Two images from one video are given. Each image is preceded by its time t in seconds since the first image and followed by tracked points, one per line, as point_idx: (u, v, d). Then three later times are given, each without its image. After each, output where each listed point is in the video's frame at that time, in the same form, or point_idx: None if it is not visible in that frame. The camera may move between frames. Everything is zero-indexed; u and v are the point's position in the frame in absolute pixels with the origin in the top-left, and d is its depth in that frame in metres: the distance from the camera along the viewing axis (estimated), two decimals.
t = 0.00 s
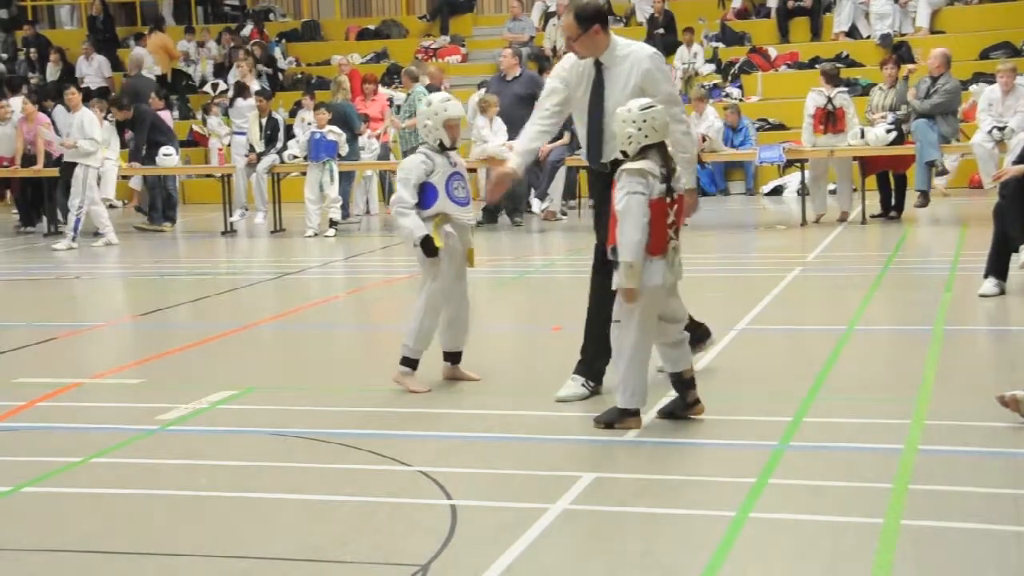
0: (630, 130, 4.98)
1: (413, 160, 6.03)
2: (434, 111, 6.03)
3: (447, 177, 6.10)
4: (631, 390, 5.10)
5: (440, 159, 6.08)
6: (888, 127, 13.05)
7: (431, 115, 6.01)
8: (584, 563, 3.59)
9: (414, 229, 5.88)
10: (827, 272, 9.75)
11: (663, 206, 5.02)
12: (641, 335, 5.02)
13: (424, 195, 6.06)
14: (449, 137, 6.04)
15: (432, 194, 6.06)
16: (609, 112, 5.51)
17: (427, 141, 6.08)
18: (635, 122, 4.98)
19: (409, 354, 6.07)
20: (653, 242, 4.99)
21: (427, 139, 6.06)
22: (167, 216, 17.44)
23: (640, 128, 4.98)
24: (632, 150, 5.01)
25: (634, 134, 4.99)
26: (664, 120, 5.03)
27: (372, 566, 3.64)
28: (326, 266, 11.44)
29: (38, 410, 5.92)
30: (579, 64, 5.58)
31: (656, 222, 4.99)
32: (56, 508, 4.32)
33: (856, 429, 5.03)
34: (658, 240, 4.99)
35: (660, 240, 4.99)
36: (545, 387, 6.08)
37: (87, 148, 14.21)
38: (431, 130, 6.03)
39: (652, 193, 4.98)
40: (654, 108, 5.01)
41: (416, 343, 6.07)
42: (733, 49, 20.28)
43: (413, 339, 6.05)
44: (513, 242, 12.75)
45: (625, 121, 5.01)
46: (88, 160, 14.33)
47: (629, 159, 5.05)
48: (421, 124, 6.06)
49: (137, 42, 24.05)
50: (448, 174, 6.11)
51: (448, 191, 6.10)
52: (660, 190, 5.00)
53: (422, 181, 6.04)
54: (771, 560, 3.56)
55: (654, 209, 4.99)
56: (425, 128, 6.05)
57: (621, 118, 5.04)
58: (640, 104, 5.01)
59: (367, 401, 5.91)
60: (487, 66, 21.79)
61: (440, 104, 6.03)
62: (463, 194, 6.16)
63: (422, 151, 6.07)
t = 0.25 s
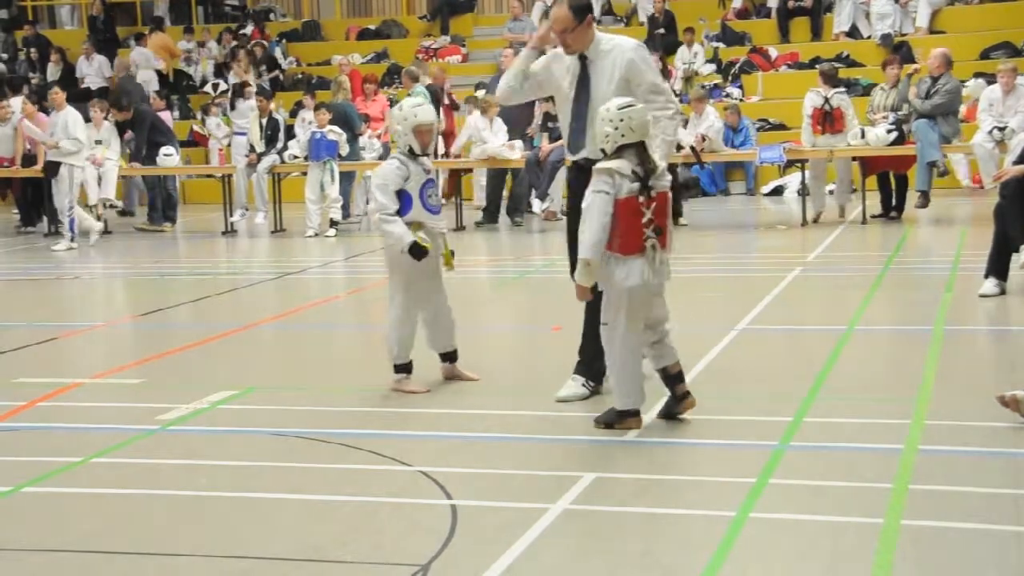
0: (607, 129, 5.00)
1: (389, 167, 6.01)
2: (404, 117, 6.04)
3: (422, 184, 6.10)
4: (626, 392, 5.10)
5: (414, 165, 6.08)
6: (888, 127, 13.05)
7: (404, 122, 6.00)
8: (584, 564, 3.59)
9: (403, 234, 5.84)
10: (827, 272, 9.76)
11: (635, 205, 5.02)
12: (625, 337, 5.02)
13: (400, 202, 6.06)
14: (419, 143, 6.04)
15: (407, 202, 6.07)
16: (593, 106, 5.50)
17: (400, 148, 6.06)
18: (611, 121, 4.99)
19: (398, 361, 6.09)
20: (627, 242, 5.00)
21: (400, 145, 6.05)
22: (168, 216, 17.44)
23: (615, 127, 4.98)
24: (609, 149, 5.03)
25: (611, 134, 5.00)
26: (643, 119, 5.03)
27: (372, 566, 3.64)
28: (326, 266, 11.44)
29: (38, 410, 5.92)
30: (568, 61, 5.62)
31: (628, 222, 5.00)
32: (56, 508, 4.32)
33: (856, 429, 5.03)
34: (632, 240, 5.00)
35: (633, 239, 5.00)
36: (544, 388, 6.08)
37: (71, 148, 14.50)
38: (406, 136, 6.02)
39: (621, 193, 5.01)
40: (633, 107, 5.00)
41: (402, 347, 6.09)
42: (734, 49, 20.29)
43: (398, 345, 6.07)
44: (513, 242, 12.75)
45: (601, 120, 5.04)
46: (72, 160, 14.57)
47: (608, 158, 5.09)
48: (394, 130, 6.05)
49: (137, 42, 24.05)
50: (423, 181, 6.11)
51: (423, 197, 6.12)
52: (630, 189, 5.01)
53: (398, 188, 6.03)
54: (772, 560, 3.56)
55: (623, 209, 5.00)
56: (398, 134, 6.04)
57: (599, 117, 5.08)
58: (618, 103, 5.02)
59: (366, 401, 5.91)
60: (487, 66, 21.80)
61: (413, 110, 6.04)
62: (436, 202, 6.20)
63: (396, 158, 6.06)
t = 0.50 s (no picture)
0: (593, 130, 5.06)
1: (370, 169, 5.98)
2: (378, 117, 6.03)
3: (402, 185, 6.14)
4: (625, 393, 5.09)
5: (391, 165, 6.08)
6: (888, 127, 13.05)
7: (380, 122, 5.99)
8: (585, 563, 3.59)
9: (396, 224, 5.93)
10: (828, 272, 9.76)
11: (620, 204, 5.03)
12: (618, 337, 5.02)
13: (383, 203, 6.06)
14: (395, 142, 6.03)
15: (389, 201, 6.08)
16: (603, 95, 5.58)
17: (375, 149, 6.05)
18: (595, 123, 5.04)
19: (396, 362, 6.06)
20: (613, 242, 5.01)
21: (376, 147, 6.03)
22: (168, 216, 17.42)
23: (600, 128, 5.03)
24: (597, 149, 5.10)
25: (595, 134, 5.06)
26: (628, 120, 5.04)
27: (372, 566, 3.64)
28: (326, 266, 11.44)
29: (38, 410, 5.92)
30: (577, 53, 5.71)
31: (613, 221, 5.02)
32: (57, 508, 4.32)
33: (856, 428, 5.02)
34: (618, 239, 5.01)
35: (619, 238, 5.01)
36: (543, 387, 6.07)
37: (53, 150, 13.79)
38: (384, 138, 6.01)
39: (604, 194, 5.04)
40: (618, 108, 5.04)
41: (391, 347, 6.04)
42: (734, 48, 20.29)
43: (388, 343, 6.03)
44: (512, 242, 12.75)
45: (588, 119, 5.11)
46: (57, 160, 13.94)
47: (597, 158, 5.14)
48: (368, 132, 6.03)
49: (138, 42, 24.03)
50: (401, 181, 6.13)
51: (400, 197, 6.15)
52: (612, 189, 5.03)
53: (382, 189, 6.02)
54: (772, 560, 3.55)
55: (606, 209, 5.03)
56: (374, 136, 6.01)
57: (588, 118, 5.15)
58: (603, 105, 5.06)
59: (366, 401, 5.91)
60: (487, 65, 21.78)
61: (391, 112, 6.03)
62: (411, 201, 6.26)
63: (371, 160, 6.03)
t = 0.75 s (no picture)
0: (597, 129, 5.06)
1: (345, 177, 5.87)
2: (352, 126, 5.92)
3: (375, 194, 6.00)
4: (625, 390, 5.10)
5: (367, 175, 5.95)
6: (888, 127, 13.03)
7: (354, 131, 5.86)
8: (584, 564, 3.60)
9: (375, 217, 5.73)
10: (828, 272, 9.76)
11: (615, 203, 5.07)
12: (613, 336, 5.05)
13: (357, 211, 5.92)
14: (372, 151, 5.90)
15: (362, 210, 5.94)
16: (617, 90, 5.68)
17: (349, 157, 5.91)
18: (598, 122, 5.04)
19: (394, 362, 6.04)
20: (609, 241, 5.06)
21: (350, 155, 5.90)
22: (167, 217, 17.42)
23: (602, 127, 5.03)
24: (601, 148, 5.12)
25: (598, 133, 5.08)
26: (632, 122, 5.01)
27: (372, 566, 3.64)
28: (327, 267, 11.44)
29: (39, 410, 5.93)
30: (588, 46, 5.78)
31: (609, 220, 5.07)
32: (58, 508, 4.32)
33: (856, 428, 5.03)
34: (613, 238, 5.05)
35: (613, 236, 5.05)
36: (543, 387, 6.08)
37: (32, 149, 13.74)
38: (358, 147, 5.89)
39: (600, 192, 5.09)
40: (621, 109, 5.01)
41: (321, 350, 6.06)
42: (734, 49, 20.28)
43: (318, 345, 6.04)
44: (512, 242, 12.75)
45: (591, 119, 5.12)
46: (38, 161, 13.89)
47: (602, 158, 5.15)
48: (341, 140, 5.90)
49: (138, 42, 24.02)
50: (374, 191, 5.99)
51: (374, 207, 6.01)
52: (608, 188, 5.06)
53: (356, 198, 5.88)
54: (773, 560, 3.55)
55: (602, 207, 5.08)
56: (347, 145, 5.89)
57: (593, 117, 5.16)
58: (608, 104, 5.04)
59: (366, 401, 5.91)
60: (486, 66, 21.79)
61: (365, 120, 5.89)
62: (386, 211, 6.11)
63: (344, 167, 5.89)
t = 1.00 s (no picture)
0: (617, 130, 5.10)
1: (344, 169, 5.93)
2: (362, 125, 6.02)
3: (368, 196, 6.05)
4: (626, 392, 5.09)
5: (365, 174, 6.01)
6: (888, 127, 13.01)
7: (360, 128, 5.97)
8: (585, 563, 3.60)
9: (360, 225, 5.79)
10: (828, 272, 9.76)
11: (631, 206, 5.08)
12: (622, 336, 5.02)
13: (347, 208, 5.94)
14: (375, 152, 6.04)
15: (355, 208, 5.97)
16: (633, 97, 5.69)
17: (351, 154, 5.99)
18: (620, 123, 5.09)
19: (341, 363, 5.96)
20: (624, 243, 5.05)
21: (351, 152, 5.98)
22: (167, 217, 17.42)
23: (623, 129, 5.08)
24: (620, 150, 5.14)
25: (619, 135, 5.11)
26: (653, 122, 5.10)
27: (372, 566, 3.64)
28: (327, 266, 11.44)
29: (39, 410, 5.93)
30: (605, 53, 5.81)
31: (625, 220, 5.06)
32: (58, 508, 4.33)
33: (857, 429, 5.03)
34: (629, 239, 5.04)
35: (628, 238, 5.04)
36: (544, 387, 6.08)
37: (20, 146, 13.32)
38: (360, 144, 5.99)
39: (618, 195, 5.10)
40: (642, 108, 5.09)
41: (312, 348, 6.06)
42: (734, 49, 20.26)
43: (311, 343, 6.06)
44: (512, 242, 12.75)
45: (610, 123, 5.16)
46: (26, 160, 13.45)
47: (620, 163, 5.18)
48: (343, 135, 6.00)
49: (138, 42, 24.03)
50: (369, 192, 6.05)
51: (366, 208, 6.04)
52: (626, 191, 5.07)
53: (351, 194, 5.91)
54: (773, 561, 3.55)
55: (619, 210, 5.08)
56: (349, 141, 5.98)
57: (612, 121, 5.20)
58: (628, 106, 5.10)
59: (367, 401, 5.91)
60: (486, 66, 21.80)
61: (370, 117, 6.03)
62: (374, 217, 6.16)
63: (343, 161, 5.95)
